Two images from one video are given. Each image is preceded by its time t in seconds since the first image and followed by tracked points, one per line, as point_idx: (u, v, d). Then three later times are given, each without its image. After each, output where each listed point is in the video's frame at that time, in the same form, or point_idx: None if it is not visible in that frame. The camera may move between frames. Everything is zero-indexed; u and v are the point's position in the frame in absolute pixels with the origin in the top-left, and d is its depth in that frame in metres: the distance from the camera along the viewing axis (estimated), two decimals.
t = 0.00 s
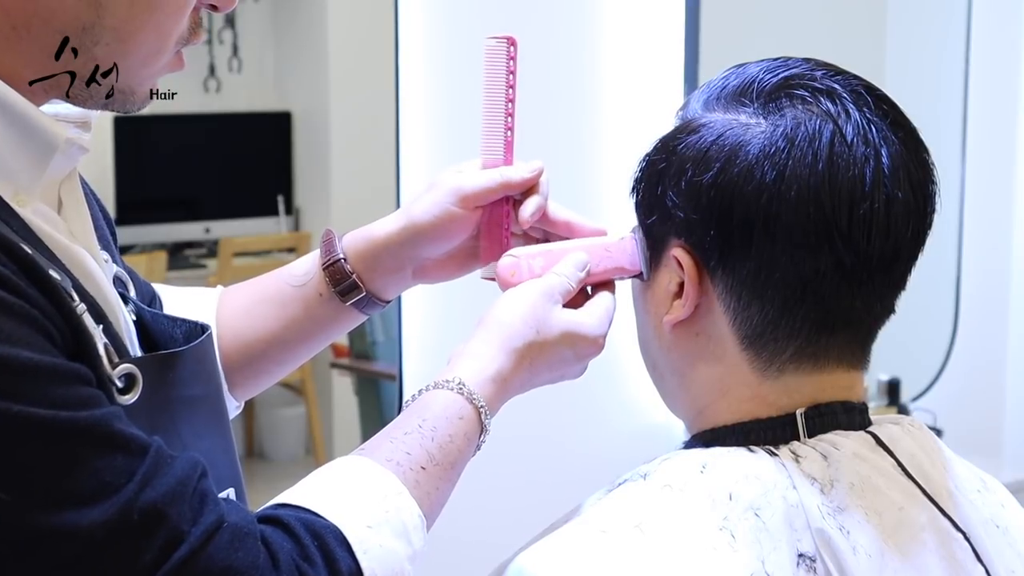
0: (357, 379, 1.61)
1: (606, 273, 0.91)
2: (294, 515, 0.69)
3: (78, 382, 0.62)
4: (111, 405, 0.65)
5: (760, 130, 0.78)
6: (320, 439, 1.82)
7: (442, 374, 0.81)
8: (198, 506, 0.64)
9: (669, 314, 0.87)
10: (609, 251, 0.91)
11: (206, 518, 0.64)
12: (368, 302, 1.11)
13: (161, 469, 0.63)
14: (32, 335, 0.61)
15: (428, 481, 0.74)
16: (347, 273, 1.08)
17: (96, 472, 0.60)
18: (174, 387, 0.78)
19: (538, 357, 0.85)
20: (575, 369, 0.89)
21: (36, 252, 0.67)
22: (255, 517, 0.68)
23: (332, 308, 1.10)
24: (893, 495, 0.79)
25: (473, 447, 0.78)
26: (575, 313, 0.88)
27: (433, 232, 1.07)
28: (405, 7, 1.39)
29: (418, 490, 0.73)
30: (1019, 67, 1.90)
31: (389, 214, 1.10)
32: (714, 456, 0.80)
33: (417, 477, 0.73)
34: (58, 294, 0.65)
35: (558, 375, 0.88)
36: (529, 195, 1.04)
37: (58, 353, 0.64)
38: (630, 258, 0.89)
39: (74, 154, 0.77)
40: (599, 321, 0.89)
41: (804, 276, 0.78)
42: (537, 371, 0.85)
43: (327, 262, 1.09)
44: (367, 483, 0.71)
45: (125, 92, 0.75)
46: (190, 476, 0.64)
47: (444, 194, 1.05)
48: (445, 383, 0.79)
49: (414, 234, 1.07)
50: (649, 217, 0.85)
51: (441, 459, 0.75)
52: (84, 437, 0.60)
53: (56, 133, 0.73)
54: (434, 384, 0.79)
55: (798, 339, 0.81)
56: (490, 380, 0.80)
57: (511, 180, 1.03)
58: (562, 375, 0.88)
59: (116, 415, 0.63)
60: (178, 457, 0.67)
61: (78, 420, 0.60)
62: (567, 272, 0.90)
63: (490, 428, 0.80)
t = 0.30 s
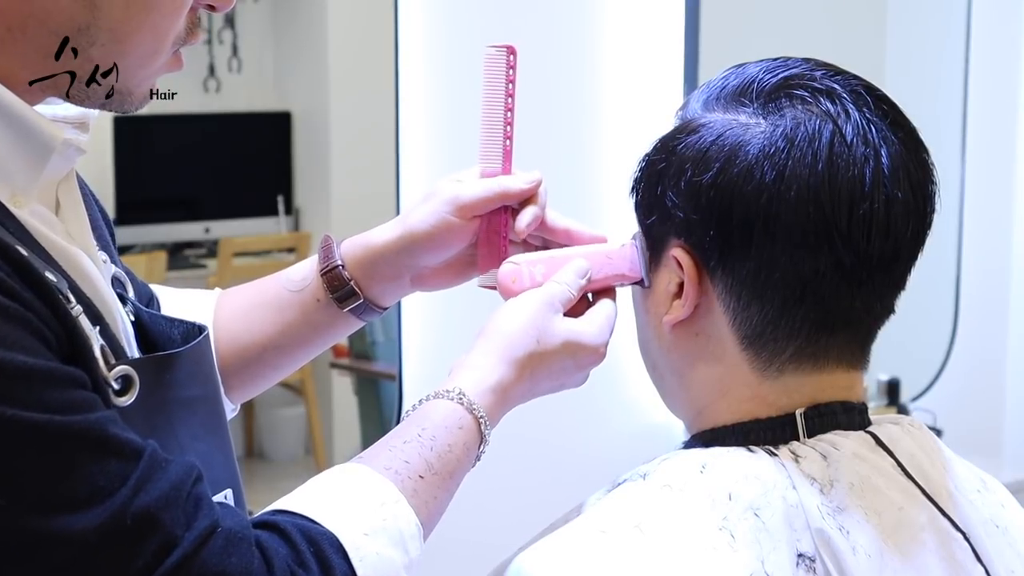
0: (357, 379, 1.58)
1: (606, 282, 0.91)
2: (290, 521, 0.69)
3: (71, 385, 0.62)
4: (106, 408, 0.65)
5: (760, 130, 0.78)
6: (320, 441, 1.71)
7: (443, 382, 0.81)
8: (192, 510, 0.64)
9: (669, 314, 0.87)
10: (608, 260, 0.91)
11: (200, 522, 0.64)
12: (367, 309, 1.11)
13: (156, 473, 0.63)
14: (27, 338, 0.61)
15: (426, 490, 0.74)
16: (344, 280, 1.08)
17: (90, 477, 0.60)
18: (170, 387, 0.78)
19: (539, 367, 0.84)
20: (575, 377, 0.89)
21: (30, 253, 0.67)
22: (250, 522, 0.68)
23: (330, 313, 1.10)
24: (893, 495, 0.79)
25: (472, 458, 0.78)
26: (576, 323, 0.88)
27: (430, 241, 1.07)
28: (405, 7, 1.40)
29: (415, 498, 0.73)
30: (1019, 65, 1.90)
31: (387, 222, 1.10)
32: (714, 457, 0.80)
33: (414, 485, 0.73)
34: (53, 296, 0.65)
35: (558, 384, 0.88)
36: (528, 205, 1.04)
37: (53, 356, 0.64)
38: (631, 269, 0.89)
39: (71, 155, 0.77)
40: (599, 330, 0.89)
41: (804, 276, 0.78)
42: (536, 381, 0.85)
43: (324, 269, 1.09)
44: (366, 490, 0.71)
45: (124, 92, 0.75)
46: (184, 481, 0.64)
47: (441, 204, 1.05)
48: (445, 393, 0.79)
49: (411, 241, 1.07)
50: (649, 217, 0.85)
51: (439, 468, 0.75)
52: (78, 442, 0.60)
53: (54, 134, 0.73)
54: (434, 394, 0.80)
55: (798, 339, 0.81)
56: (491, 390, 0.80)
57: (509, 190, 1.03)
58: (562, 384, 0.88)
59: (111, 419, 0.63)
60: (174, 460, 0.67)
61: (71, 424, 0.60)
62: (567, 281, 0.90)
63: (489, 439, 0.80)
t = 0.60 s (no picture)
0: (358, 381, 1.52)
1: (574, 351, 0.95)
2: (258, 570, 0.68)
3: (57, 411, 0.62)
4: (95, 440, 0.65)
5: (760, 130, 0.78)
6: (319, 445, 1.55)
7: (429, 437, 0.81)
8: (167, 551, 0.63)
9: (669, 314, 0.87)
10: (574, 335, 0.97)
11: (173, 565, 0.63)
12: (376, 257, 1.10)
13: (133, 509, 0.63)
14: (15, 353, 0.62)
15: (403, 541, 0.73)
16: (359, 236, 1.08)
17: (64, 509, 0.60)
18: (162, 388, 0.77)
19: (526, 420, 0.86)
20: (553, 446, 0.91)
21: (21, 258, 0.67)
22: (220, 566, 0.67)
23: (342, 266, 1.09)
24: (893, 495, 0.79)
25: (452, 514, 0.78)
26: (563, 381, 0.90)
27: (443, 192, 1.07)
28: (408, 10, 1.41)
29: (391, 550, 0.72)
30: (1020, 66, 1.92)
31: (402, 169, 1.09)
32: (713, 456, 0.80)
33: (391, 536, 0.73)
34: (45, 304, 0.65)
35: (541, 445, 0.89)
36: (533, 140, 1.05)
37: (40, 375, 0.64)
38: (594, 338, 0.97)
39: (71, 155, 0.76)
40: (586, 392, 0.91)
41: (804, 276, 0.78)
42: (523, 436, 0.86)
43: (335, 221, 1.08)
44: (342, 541, 0.70)
45: (123, 93, 0.75)
46: (163, 521, 0.64)
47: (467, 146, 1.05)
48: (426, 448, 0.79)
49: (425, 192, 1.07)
50: (649, 217, 0.85)
51: (416, 521, 0.74)
52: (58, 471, 0.60)
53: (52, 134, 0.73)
54: (415, 449, 0.80)
55: (798, 339, 0.81)
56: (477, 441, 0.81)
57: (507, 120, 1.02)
58: (542, 447, 0.89)
59: (94, 449, 0.63)
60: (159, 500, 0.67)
61: (52, 452, 0.60)
62: (549, 337, 0.93)
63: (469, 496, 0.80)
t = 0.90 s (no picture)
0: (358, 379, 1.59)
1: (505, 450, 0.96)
2: None
3: (20, 459, 0.60)
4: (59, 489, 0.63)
5: (760, 130, 0.78)
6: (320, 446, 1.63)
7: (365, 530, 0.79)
8: None
9: (669, 314, 0.87)
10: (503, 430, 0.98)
11: None
12: (422, 132, 1.12)
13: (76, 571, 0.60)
14: None
15: None
16: (411, 112, 1.10)
17: None
18: (157, 394, 0.76)
19: (460, 519, 0.84)
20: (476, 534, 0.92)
21: None
22: None
23: (394, 135, 1.12)
24: (893, 495, 0.79)
25: None
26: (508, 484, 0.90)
27: (484, 88, 1.06)
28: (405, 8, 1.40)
29: None
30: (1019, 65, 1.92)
31: (463, 53, 1.09)
32: (714, 456, 0.80)
33: None
34: (19, 327, 0.65)
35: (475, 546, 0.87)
36: (605, 55, 1.02)
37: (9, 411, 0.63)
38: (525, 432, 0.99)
39: (65, 159, 0.73)
40: (518, 493, 0.91)
41: (804, 276, 0.78)
42: (458, 537, 0.84)
43: (393, 94, 1.10)
44: None
45: (121, 90, 0.78)
46: None
47: (507, 51, 1.03)
48: (362, 538, 0.77)
49: (467, 84, 1.08)
50: (649, 216, 0.85)
51: None
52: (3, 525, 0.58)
53: (41, 137, 0.70)
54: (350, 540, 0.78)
55: (798, 339, 0.81)
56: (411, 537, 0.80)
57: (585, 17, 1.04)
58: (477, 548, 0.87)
59: (52, 508, 0.61)
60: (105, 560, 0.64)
61: None
62: (481, 436, 0.93)
63: None
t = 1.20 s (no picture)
0: (358, 379, 1.57)
1: (514, 461, 1.01)
2: None
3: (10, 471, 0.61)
4: (47, 504, 0.65)
5: (760, 130, 0.78)
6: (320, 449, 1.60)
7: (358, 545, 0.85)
8: None
9: (669, 314, 0.87)
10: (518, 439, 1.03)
11: None
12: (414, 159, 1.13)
13: None
14: None
15: None
16: (405, 141, 1.10)
17: None
18: (155, 396, 0.75)
19: (458, 535, 0.89)
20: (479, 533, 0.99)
21: None
22: None
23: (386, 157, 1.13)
24: (893, 495, 0.79)
25: None
26: (513, 501, 0.95)
27: (489, 142, 1.04)
28: (405, 8, 1.39)
29: None
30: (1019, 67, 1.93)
31: (467, 92, 1.06)
32: (714, 456, 0.80)
33: None
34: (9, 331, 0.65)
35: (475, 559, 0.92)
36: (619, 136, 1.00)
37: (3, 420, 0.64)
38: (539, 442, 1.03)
39: (62, 160, 0.73)
40: (521, 510, 0.95)
41: (804, 276, 0.78)
42: (455, 553, 0.89)
43: (387, 121, 1.10)
44: None
45: (121, 89, 0.77)
46: None
47: (523, 117, 1.00)
48: (354, 554, 0.82)
49: (469, 128, 1.05)
50: (649, 215, 0.85)
51: None
52: None
53: (37, 138, 0.70)
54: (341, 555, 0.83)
55: (797, 339, 0.81)
56: (402, 553, 0.85)
57: (598, 89, 1.04)
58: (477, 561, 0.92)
59: (40, 520, 0.63)
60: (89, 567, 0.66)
61: None
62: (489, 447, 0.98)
63: None
